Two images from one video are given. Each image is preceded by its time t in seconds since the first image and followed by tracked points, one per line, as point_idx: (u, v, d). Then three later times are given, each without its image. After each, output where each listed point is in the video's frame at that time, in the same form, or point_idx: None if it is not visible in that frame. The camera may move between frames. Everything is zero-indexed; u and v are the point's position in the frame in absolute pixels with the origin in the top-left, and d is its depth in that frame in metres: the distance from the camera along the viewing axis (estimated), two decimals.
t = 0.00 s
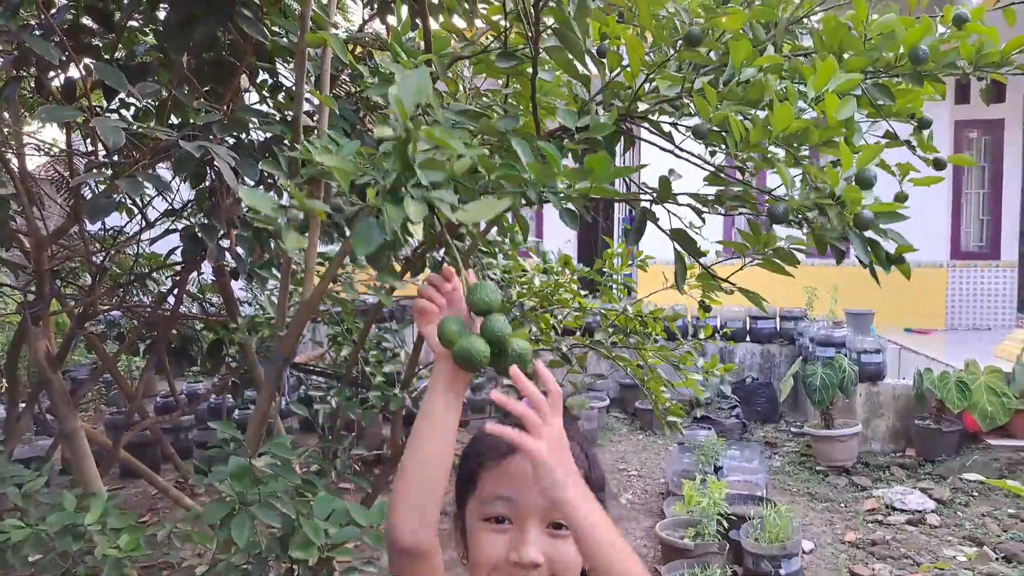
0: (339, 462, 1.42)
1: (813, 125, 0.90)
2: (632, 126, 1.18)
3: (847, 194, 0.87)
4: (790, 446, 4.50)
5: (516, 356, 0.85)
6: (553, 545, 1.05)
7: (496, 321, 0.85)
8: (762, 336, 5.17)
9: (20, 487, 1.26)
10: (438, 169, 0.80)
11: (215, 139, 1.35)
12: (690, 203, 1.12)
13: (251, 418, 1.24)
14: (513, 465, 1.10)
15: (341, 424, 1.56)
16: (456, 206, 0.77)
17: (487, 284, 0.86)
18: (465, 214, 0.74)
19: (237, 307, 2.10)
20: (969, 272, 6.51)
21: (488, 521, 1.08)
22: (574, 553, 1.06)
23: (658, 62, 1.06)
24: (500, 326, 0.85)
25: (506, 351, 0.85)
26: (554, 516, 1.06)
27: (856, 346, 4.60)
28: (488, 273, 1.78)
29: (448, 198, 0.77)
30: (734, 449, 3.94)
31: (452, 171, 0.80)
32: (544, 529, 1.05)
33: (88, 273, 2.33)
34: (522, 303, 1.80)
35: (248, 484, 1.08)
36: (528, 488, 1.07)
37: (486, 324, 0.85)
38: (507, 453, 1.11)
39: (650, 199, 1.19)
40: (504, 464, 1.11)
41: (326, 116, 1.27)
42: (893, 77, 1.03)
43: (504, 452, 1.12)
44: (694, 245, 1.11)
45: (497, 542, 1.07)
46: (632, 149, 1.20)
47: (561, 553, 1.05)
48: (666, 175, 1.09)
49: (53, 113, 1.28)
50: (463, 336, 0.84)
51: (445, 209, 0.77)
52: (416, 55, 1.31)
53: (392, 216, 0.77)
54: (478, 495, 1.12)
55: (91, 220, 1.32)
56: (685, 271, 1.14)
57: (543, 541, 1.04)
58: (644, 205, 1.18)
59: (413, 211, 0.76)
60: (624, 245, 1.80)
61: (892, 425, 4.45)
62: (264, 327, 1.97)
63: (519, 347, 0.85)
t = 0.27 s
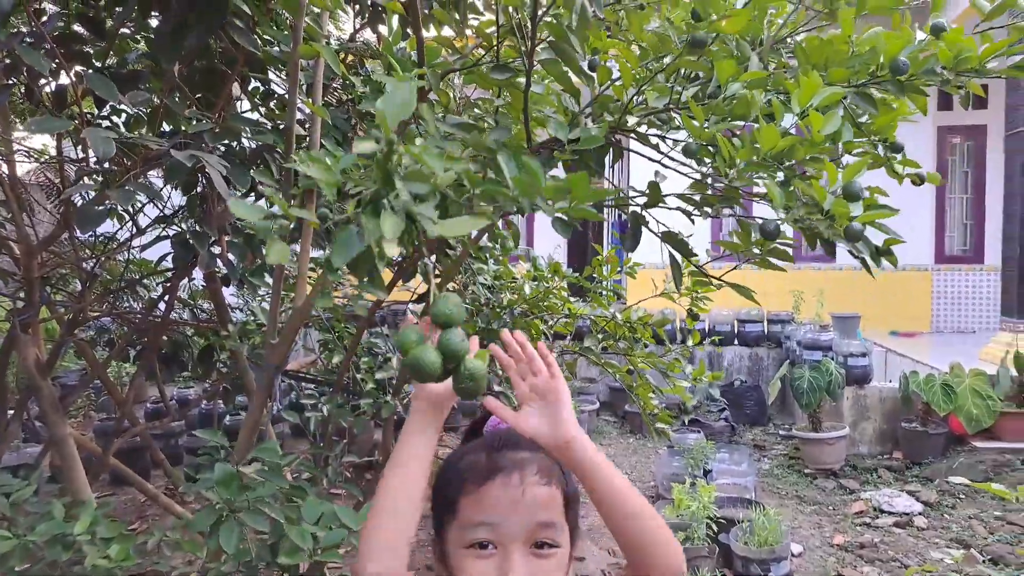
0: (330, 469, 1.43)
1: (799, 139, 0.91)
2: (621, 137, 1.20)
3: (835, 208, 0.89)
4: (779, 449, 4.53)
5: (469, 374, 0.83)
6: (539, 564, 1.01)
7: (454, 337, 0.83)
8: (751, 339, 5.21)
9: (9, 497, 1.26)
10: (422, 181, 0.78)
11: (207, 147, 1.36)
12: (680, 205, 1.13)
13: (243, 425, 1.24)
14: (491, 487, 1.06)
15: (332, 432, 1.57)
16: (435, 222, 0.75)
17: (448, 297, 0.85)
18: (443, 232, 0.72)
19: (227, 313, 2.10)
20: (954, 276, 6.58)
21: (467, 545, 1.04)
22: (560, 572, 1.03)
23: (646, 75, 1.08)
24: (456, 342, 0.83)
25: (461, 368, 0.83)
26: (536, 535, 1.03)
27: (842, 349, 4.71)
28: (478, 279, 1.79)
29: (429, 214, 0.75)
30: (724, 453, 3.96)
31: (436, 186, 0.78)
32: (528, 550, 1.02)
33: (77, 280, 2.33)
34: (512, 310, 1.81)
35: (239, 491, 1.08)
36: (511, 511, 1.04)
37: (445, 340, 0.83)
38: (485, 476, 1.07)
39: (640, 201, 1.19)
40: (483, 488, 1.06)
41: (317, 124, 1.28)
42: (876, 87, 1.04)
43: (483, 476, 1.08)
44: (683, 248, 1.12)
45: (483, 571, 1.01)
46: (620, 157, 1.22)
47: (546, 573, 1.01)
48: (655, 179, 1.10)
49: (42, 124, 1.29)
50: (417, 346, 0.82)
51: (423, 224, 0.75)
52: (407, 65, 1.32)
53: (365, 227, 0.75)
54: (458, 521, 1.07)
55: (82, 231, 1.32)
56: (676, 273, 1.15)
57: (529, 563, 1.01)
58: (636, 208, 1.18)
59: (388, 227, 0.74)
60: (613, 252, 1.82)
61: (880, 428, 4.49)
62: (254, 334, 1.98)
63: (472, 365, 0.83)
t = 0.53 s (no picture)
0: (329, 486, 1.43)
1: (784, 152, 0.91)
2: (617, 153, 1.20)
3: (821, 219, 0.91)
4: (777, 461, 4.52)
5: (465, 411, 0.82)
6: None
7: (445, 374, 0.82)
8: (748, 350, 5.21)
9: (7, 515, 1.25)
10: (412, 219, 0.76)
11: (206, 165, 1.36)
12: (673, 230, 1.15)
13: (240, 443, 1.22)
14: (480, 567, 1.06)
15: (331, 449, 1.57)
16: (426, 259, 0.74)
17: (443, 334, 0.83)
18: (437, 266, 0.73)
19: (225, 327, 2.10)
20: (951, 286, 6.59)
21: None
22: None
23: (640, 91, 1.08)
24: (450, 379, 0.82)
25: (456, 406, 0.82)
26: None
27: (840, 361, 4.71)
28: (475, 293, 1.79)
29: (419, 251, 0.75)
30: (722, 465, 3.95)
31: (424, 223, 0.77)
32: None
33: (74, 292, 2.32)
34: (509, 324, 1.81)
35: (239, 513, 1.08)
36: None
37: (436, 377, 0.82)
38: (474, 555, 1.07)
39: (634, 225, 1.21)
40: (473, 568, 1.06)
41: (315, 139, 1.28)
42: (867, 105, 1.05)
43: (472, 556, 1.07)
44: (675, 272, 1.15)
45: None
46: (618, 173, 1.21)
47: None
48: (649, 205, 1.12)
49: (40, 142, 1.28)
50: (410, 384, 0.81)
51: (414, 262, 0.74)
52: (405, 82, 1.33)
53: (354, 269, 0.75)
54: None
55: (81, 251, 1.32)
56: (666, 296, 1.18)
57: None
58: (630, 232, 1.21)
59: (379, 267, 0.73)
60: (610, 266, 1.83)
61: (878, 440, 4.49)
62: (251, 347, 1.97)
63: (467, 402, 0.82)
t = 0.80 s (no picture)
0: (326, 500, 1.43)
1: (765, 166, 0.92)
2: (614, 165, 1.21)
3: (786, 236, 0.89)
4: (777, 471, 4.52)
5: (474, 424, 0.86)
6: None
7: (455, 389, 0.83)
8: (748, 359, 5.21)
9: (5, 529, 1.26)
10: (409, 230, 0.74)
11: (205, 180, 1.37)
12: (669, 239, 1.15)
13: (240, 456, 1.23)
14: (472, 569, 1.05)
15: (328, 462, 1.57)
16: (426, 273, 0.75)
17: (451, 348, 0.84)
18: (438, 280, 0.73)
19: (224, 339, 2.11)
20: (951, 294, 6.59)
21: None
22: None
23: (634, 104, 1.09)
24: (460, 394, 0.83)
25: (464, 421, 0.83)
26: None
27: (840, 370, 4.66)
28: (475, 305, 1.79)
29: (418, 264, 0.75)
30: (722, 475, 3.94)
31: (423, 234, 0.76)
32: None
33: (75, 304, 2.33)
34: (508, 336, 1.81)
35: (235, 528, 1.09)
36: None
37: (445, 393, 0.83)
38: (465, 557, 1.05)
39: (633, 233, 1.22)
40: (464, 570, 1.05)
41: (314, 154, 1.28)
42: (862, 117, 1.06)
43: (462, 558, 1.06)
44: (673, 279, 1.16)
45: None
46: (614, 185, 1.23)
47: None
48: (645, 213, 1.13)
49: (40, 160, 1.29)
50: (423, 404, 0.82)
51: (413, 275, 0.75)
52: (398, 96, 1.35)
53: (356, 283, 0.75)
54: None
55: (81, 266, 1.33)
56: (665, 305, 1.19)
57: None
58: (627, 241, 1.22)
59: (379, 281, 0.73)
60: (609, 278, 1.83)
61: (878, 450, 4.48)
62: (250, 359, 1.97)
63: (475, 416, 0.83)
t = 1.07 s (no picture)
0: (322, 523, 1.42)
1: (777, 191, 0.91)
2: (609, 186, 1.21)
3: (819, 258, 0.91)
4: (775, 486, 4.50)
5: (444, 458, 0.83)
6: None
7: (432, 420, 0.83)
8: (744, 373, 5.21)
9: None
10: (401, 260, 0.75)
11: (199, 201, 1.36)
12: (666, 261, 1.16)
13: (234, 479, 1.21)
14: None
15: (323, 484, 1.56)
16: (413, 302, 0.73)
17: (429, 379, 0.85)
18: (423, 310, 0.72)
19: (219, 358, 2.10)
20: (945, 307, 6.62)
21: None
22: None
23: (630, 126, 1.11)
24: (434, 426, 0.83)
25: (437, 452, 0.82)
26: None
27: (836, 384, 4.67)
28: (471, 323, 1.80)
29: (405, 293, 0.74)
30: (720, 491, 3.93)
31: (413, 264, 0.76)
32: None
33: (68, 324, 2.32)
34: (504, 354, 1.81)
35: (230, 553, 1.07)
36: None
37: (421, 423, 0.83)
38: None
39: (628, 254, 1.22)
40: None
41: (309, 175, 1.28)
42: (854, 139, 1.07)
43: None
44: (669, 299, 1.16)
45: None
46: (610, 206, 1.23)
47: None
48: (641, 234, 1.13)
49: (34, 181, 1.29)
50: (396, 432, 0.81)
51: (399, 304, 0.73)
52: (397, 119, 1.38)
53: (343, 309, 0.75)
54: None
55: (75, 288, 1.32)
56: (661, 325, 1.19)
57: None
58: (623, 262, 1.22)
59: (364, 311, 0.73)
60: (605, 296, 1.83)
61: (875, 464, 4.47)
62: (245, 378, 1.96)
63: (451, 449, 0.83)
